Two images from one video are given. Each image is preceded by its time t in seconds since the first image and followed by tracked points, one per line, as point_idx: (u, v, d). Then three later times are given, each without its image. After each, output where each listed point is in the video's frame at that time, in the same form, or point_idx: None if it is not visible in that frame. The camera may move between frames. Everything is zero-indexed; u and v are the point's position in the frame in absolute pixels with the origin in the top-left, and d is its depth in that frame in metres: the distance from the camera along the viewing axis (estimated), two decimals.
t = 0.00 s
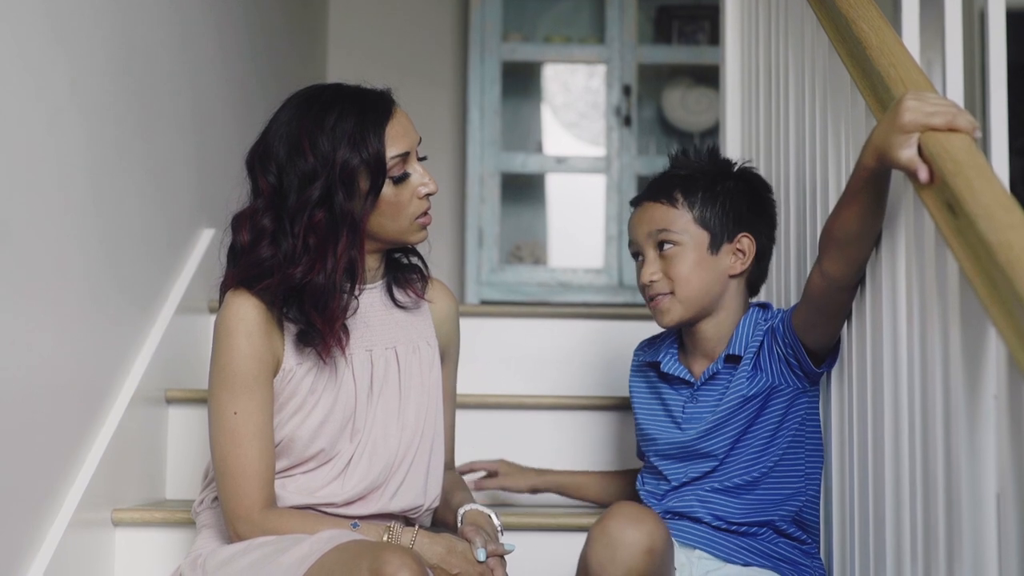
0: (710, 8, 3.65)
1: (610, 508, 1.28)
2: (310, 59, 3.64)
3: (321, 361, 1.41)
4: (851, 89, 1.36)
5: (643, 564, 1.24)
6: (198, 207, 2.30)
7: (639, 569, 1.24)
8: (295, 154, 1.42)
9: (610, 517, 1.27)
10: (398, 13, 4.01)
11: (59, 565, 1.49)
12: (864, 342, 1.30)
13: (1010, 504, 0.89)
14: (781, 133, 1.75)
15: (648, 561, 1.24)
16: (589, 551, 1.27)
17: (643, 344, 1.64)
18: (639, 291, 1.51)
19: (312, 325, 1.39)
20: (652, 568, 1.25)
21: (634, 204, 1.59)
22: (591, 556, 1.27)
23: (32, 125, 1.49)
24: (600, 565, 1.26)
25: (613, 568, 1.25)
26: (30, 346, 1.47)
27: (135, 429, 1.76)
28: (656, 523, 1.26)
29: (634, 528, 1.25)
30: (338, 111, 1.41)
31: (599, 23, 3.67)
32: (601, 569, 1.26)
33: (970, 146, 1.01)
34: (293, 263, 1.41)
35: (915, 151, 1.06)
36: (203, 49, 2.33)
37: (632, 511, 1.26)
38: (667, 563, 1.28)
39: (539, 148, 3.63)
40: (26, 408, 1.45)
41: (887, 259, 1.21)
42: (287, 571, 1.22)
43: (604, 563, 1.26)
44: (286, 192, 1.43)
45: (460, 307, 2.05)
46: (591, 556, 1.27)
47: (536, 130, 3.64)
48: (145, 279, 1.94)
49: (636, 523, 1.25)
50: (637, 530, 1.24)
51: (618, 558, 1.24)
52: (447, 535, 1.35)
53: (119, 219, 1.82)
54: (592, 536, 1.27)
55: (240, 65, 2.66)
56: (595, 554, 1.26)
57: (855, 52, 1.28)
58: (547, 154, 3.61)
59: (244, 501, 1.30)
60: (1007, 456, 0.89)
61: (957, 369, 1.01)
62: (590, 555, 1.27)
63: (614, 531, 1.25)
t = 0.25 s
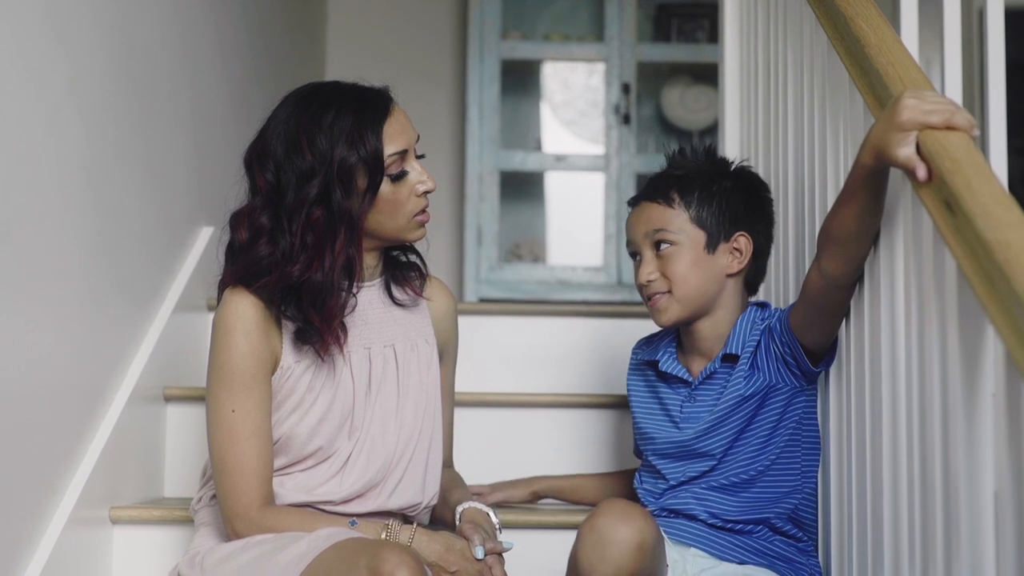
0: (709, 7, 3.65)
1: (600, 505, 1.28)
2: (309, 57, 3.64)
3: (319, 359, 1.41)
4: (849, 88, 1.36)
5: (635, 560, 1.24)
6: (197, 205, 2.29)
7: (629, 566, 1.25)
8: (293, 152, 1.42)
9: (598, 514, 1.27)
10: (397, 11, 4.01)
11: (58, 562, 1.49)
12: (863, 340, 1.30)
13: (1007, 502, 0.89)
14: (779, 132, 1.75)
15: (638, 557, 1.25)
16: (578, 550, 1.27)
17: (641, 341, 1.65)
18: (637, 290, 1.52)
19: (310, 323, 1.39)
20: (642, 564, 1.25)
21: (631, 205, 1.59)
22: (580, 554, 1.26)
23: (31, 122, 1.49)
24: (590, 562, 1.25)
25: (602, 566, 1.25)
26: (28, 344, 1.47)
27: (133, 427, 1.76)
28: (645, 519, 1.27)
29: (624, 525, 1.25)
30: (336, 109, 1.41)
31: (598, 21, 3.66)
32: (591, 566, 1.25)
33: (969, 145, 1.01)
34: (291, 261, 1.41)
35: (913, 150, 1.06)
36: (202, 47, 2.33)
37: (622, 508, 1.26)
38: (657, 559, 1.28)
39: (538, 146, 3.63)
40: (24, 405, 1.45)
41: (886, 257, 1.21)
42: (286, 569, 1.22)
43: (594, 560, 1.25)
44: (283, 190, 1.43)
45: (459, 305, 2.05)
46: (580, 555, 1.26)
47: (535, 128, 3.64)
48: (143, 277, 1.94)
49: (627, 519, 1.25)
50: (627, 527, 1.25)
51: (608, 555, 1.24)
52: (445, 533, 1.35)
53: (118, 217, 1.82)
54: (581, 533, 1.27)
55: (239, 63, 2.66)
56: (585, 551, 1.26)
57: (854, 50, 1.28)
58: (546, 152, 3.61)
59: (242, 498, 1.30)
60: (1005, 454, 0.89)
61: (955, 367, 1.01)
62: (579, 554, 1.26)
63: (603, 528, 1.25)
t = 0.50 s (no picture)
0: (705, 3, 3.65)
1: (601, 503, 1.28)
2: (305, 54, 3.63)
3: (314, 355, 1.41)
4: (845, 84, 1.37)
5: (637, 558, 1.24)
6: (193, 201, 2.29)
7: (630, 565, 1.24)
8: (289, 149, 1.42)
9: (599, 513, 1.27)
10: (393, 8, 4.00)
11: (54, 558, 1.49)
12: (858, 337, 1.31)
13: (1002, 499, 0.89)
14: (775, 129, 1.75)
15: (639, 557, 1.24)
16: (579, 547, 1.28)
17: (639, 336, 1.65)
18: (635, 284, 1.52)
19: (307, 320, 1.39)
20: (644, 564, 1.25)
21: (635, 199, 1.60)
22: (581, 553, 1.27)
23: (26, 118, 1.48)
24: (590, 560, 1.26)
25: (603, 564, 1.25)
26: (25, 341, 1.47)
27: (128, 423, 1.76)
28: (647, 518, 1.27)
29: (625, 523, 1.25)
30: (332, 105, 1.41)
31: (594, 18, 3.66)
32: (592, 564, 1.26)
33: (964, 142, 1.01)
34: (288, 257, 1.41)
35: (908, 147, 1.06)
36: (197, 43, 2.33)
37: (624, 506, 1.26)
38: (659, 559, 1.28)
39: (534, 143, 3.63)
40: (20, 402, 1.45)
41: (881, 255, 1.21)
42: (282, 565, 1.22)
43: (595, 559, 1.26)
44: (279, 187, 1.43)
45: (456, 301, 2.05)
46: (581, 553, 1.27)
47: (531, 124, 3.64)
48: (139, 274, 1.94)
49: (628, 518, 1.25)
50: (629, 525, 1.25)
51: (608, 553, 1.25)
52: (441, 530, 1.35)
53: (114, 214, 1.81)
54: (582, 532, 1.27)
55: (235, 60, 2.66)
56: (585, 550, 1.26)
57: (850, 47, 1.28)
58: (542, 149, 3.61)
59: (238, 495, 1.30)
60: (1000, 451, 0.90)
61: (950, 364, 1.01)
62: (580, 552, 1.27)
63: (603, 526, 1.26)
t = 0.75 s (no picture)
0: (703, 3, 3.65)
1: (597, 504, 1.28)
2: (303, 54, 3.63)
3: (312, 354, 1.42)
4: (843, 84, 1.37)
5: (632, 558, 1.25)
6: (191, 201, 2.29)
7: (626, 565, 1.25)
8: (288, 145, 1.42)
9: (596, 513, 1.27)
10: (391, 7, 4.00)
11: (53, 559, 1.49)
12: (856, 337, 1.31)
13: (1000, 499, 0.90)
14: (773, 128, 1.75)
15: (635, 557, 1.25)
16: (574, 547, 1.28)
17: (641, 334, 1.65)
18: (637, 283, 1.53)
19: (308, 314, 1.39)
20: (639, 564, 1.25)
21: (639, 197, 1.61)
22: (576, 552, 1.27)
23: (25, 119, 1.49)
24: (586, 559, 1.26)
25: (599, 564, 1.25)
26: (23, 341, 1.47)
27: (127, 423, 1.76)
28: (643, 518, 1.27)
29: (621, 523, 1.25)
30: (330, 102, 1.42)
31: (592, 17, 3.66)
32: (588, 563, 1.26)
33: (962, 142, 1.01)
34: (286, 252, 1.42)
35: (906, 148, 1.06)
36: (196, 43, 2.33)
37: (619, 506, 1.27)
38: (655, 560, 1.28)
39: (532, 142, 3.63)
40: (18, 402, 1.45)
41: (879, 255, 1.22)
42: (286, 562, 1.22)
43: (590, 558, 1.26)
44: (278, 183, 1.43)
45: (454, 301, 2.05)
46: (576, 552, 1.27)
47: (529, 124, 3.64)
48: (137, 274, 1.94)
49: (624, 518, 1.26)
50: (625, 525, 1.25)
51: (605, 552, 1.25)
52: (443, 529, 1.35)
53: (112, 214, 1.82)
54: (578, 532, 1.28)
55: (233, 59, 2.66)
56: (581, 548, 1.27)
57: (848, 47, 1.28)
58: (540, 149, 3.61)
59: (238, 495, 1.30)
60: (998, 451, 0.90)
61: (948, 364, 1.01)
62: (575, 551, 1.27)
63: (600, 526, 1.26)
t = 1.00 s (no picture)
0: (701, 4, 3.66)
1: (588, 504, 1.28)
2: (301, 54, 3.63)
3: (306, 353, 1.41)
4: (840, 85, 1.37)
5: (624, 558, 1.25)
6: (189, 202, 2.29)
7: (618, 565, 1.25)
8: (290, 143, 1.41)
9: (588, 513, 1.27)
10: (390, 8, 4.00)
11: (50, 561, 1.49)
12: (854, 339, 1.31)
13: (998, 500, 0.90)
14: (771, 129, 1.75)
15: (626, 556, 1.25)
16: (567, 547, 1.27)
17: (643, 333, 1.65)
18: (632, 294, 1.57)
19: (297, 315, 1.38)
20: (631, 563, 1.25)
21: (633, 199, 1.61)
22: (570, 552, 1.27)
23: (22, 119, 1.48)
24: (579, 558, 1.25)
25: (592, 563, 1.25)
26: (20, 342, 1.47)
27: (124, 423, 1.76)
28: (634, 517, 1.27)
29: (613, 523, 1.25)
30: (333, 103, 1.41)
31: (590, 18, 3.66)
32: (581, 563, 1.25)
33: (959, 143, 1.01)
34: (284, 251, 1.41)
35: (904, 147, 1.06)
36: (194, 43, 2.33)
37: (611, 506, 1.27)
38: (648, 558, 1.29)
39: (531, 143, 3.63)
40: (16, 404, 1.45)
41: (877, 256, 1.21)
42: (281, 564, 1.22)
43: (583, 558, 1.25)
44: (278, 180, 1.43)
45: (452, 301, 2.05)
46: (569, 552, 1.27)
47: (527, 125, 3.64)
48: (135, 275, 1.93)
49: (616, 517, 1.26)
50: (616, 524, 1.25)
51: (597, 552, 1.25)
52: (439, 531, 1.35)
53: (110, 214, 1.81)
54: (570, 531, 1.27)
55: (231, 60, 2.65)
56: (574, 548, 1.26)
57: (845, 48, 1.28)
58: (539, 149, 3.61)
59: (234, 496, 1.30)
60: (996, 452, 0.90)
61: (946, 365, 1.01)
62: (568, 551, 1.27)
63: (592, 526, 1.25)
